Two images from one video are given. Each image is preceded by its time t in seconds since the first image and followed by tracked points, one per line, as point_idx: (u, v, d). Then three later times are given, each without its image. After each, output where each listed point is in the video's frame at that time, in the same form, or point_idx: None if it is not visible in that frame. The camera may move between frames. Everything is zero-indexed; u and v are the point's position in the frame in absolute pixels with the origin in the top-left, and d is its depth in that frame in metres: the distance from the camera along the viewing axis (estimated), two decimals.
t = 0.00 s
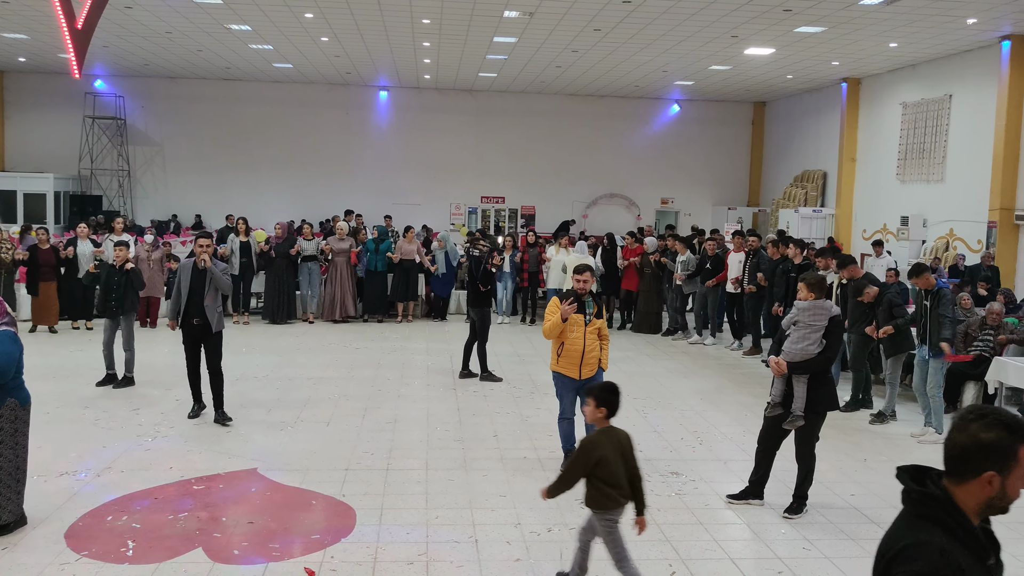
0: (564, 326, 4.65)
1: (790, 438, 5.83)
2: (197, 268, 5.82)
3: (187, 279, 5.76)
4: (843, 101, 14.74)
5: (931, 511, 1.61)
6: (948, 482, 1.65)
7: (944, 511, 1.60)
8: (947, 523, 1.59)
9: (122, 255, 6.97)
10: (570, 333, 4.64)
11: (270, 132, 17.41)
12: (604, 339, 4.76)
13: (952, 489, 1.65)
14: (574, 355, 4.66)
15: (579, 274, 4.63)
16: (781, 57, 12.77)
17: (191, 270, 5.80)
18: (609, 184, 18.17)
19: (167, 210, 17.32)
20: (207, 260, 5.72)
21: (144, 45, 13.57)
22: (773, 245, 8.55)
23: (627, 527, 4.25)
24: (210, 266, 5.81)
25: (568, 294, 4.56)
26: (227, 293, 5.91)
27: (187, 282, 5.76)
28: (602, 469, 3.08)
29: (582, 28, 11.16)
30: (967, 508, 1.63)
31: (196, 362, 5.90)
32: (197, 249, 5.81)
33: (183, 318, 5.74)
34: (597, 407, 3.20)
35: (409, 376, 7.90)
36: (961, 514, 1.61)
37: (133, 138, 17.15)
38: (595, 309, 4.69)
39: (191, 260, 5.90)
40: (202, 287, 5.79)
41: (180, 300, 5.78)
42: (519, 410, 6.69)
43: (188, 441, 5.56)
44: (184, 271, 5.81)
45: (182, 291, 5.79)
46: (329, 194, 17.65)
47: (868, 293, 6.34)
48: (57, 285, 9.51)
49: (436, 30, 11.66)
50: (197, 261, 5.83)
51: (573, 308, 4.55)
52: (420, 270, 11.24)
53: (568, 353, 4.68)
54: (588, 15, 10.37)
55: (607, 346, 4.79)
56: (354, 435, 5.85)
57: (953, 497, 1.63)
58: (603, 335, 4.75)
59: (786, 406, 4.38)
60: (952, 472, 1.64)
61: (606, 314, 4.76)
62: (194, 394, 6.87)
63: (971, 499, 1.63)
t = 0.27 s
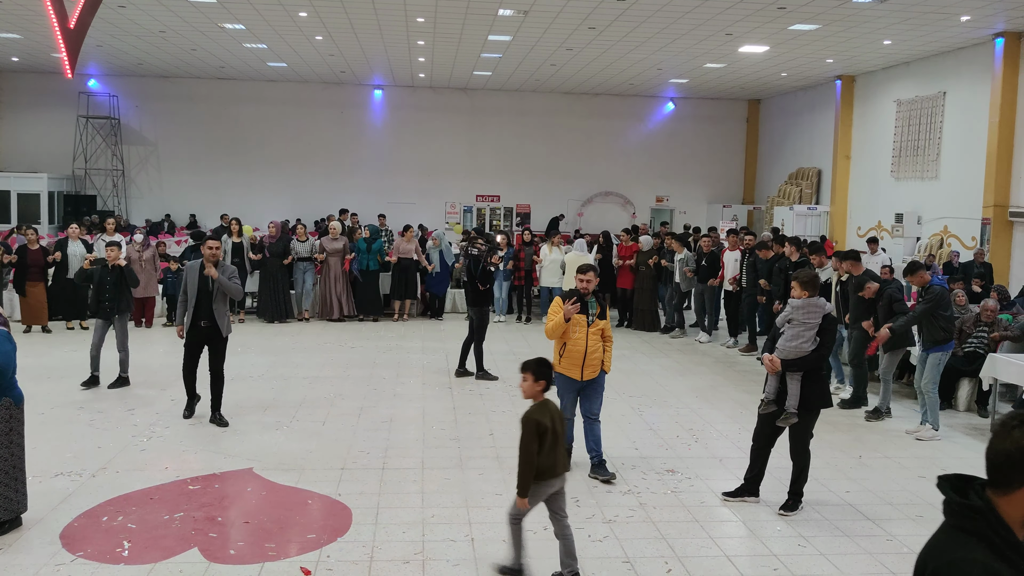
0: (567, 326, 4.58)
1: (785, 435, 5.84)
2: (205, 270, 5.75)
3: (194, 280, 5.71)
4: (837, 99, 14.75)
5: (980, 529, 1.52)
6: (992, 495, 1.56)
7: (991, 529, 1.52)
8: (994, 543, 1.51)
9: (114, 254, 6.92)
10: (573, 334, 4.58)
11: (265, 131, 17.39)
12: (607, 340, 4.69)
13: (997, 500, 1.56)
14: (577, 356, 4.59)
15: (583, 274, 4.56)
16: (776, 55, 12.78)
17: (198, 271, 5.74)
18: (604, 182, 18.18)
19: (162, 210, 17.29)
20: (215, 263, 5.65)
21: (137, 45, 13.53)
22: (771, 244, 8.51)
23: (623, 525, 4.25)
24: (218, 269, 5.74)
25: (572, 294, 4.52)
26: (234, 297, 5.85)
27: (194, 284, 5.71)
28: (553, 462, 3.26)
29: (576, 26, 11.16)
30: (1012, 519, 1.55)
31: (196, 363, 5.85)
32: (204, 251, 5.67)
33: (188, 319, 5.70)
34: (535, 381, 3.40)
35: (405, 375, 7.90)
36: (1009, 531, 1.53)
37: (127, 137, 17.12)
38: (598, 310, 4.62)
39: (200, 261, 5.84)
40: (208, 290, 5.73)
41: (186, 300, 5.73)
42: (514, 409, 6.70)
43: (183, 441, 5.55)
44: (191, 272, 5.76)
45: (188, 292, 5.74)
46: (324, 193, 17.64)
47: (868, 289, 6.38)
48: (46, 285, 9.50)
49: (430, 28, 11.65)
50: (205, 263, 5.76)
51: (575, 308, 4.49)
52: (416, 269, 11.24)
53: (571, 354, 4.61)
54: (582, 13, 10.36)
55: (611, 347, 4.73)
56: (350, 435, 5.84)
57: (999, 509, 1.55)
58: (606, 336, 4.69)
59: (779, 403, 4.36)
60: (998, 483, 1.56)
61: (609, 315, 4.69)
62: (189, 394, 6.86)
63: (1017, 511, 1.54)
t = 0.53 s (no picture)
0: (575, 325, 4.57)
1: (783, 432, 5.85)
2: (212, 271, 5.70)
3: (203, 281, 5.62)
4: (834, 96, 14.76)
5: None
6: None
7: None
8: None
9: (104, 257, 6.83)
10: (581, 332, 4.58)
11: (261, 130, 17.37)
12: (615, 339, 4.69)
13: None
14: (584, 355, 4.58)
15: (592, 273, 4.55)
16: (773, 52, 12.79)
17: (207, 273, 5.67)
18: (601, 180, 18.19)
19: (159, 210, 17.27)
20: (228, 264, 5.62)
21: (134, 44, 13.52)
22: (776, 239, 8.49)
23: (621, 522, 4.26)
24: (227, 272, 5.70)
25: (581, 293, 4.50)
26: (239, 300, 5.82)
27: (203, 285, 5.62)
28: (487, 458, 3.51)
29: (573, 24, 11.16)
30: None
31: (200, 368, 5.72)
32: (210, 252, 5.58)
33: (197, 320, 5.59)
34: (468, 376, 3.55)
35: (402, 373, 7.91)
36: None
37: (123, 137, 17.09)
38: (606, 309, 4.61)
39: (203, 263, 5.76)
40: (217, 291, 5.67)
41: (193, 301, 5.62)
42: (511, 407, 6.70)
43: (181, 440, 5.55)
44: (197, 273, 5.66)
45: (195, 293, 5.63)
46: (320, 193, 17.63)
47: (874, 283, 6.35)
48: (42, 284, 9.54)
49: (427, 27, 11.65)
50: (212, 265, 5.70)
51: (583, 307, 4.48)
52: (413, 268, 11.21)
53: (578, 353, 4.61)
54: (579, 11, 10.36)
55: (620, 345, 4.72)
56: (347, 434, 5.84)
57: None
58: (615, 335, 4.68)
59: (775, 401, 4.40)
60: None
61: (617, 313, 4.68)
62: (187, 394, 6.86)
63: None
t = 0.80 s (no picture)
0: (584, 324, 4.50)
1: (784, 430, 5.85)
2: (218, 274, 5.50)
3: (209, 287, 5.43)
4: (834, 93, 14.74)
5: None
6: None
7: None
8: None
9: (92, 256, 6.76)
10: (590, 332, 4.51)
11: (261, 129, 17.37)
12: (628, 338, 4.60)
13: None
14: (595, 355, 4.51)
15: (603, 271, 4.49)
16: (772, 50, 12.78)
17: (212, 277, 5.48)
18: (601, 178, 18.19)
19: (159, 210, 17.27)
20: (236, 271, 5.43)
21: (134, 44, 13.52)
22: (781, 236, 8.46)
23: (622, 521, 4.26)
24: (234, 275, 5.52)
25: (591, 292, 4.44)
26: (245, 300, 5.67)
27: (209, 291, 5.44)
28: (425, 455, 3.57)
29: (572, 22, 11.16)
30: None
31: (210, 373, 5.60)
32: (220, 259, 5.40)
33: (205, 327, 5.43)
34: (410, 370, 3.56)
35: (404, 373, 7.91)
36: None
37: (123, 137, 17.10)
38: (617, 309, 4.55)
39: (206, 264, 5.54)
40: (224, 295, 5.51)
41: (200, 307, 5.44)
42: (512, 405, 6.69)
43: (182, 440, 5.55)
44: (202, 277, 5.46)
45: (201, 299, 5.45)
46: (320, 192, 17.63)
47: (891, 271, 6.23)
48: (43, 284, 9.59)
49: (426, 26, 11.65)
50: (217, 267, 5.50)
51: (591, 306, 4.42)
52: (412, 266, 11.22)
53: (588, 353, 4.54)
54: (578, 10, 10.36)
55: (632, 345, 4.64)
56: (349, 433, 5.84)
57: None
58: (626, 334, 4.60)
59: (776, 398, 4.40)
60: None
61: (629, 313, 4.60)
62: (188, 393, 6.86)
63: None
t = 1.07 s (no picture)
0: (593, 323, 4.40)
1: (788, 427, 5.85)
2: (224, 274, 5.47)
3: (216, 287, 5.40)
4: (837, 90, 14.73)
5: None
6: None
7: None
8: None
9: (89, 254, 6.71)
10: (599, 331, 4.41)
11: (264, 128, 17.38)
12: (637, 338, 4.50)
13: None
14: (604, 354, 4.41)
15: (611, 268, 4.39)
16: (775, 46, 12.76)
17: (218, 277, 5.44)
18: (604, 176, 18.18)
19: (163, 209, 17.29)
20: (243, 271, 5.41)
21: (137, 43, 13.54)
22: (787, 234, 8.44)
23: (625, 518, 4.26)
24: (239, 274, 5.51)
25: (598, 290, 4.38)
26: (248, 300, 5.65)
27: (216, 290, 5.41)
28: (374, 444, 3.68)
29: (575, 20, 11.15)
30: None
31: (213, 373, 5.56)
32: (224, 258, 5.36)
33: (212, 328, 5.39)
34: (347, 362, 3.65)
35: (408, 371, 7.92)
36: None
37: (127, 136, 17.11)
38: (626, 307, 4.44)
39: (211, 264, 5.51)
40: (230, 295, 5.48)
41: (206, 308, 5.40)
42: (516, 403, 6.70)
43: (187, 439, 5.56)
44: (208, 277, 5.42)
45: (207, 299, 5.41)
46: (323, 190, 17.63)
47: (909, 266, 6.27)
48: (48, 284, 9.62)
49: (429, 24, 11.66)
50: (222, 267, 5.47)
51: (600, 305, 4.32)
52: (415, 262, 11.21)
53: (597, 352, 4.43)
54: (581, 7, 10.36)
55: (642, 344, 4.53)
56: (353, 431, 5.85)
57: None
58: (636, 333, 4.50)
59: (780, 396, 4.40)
60: None
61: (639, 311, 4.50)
62: (191, 392, 6.87)
63: None
